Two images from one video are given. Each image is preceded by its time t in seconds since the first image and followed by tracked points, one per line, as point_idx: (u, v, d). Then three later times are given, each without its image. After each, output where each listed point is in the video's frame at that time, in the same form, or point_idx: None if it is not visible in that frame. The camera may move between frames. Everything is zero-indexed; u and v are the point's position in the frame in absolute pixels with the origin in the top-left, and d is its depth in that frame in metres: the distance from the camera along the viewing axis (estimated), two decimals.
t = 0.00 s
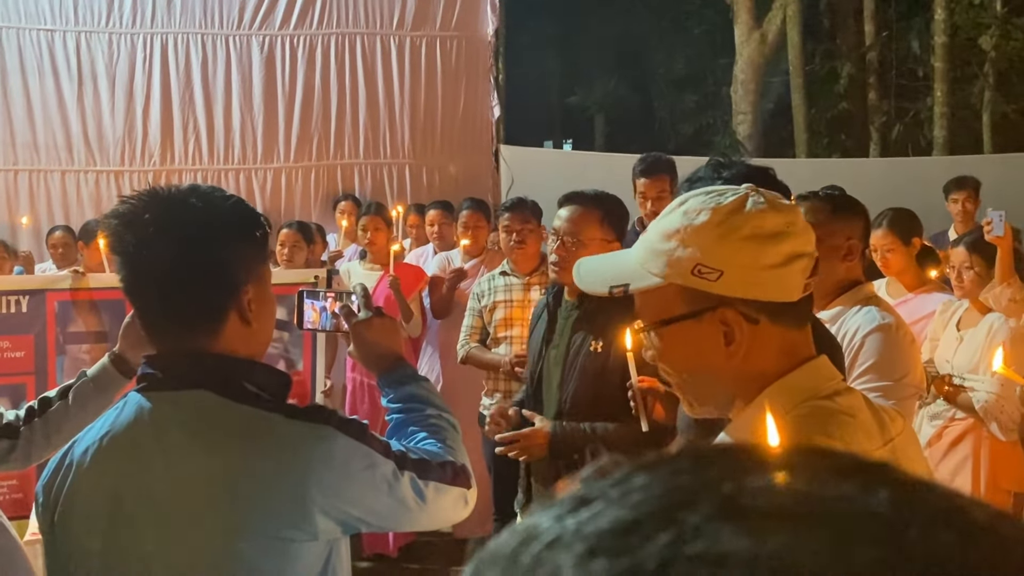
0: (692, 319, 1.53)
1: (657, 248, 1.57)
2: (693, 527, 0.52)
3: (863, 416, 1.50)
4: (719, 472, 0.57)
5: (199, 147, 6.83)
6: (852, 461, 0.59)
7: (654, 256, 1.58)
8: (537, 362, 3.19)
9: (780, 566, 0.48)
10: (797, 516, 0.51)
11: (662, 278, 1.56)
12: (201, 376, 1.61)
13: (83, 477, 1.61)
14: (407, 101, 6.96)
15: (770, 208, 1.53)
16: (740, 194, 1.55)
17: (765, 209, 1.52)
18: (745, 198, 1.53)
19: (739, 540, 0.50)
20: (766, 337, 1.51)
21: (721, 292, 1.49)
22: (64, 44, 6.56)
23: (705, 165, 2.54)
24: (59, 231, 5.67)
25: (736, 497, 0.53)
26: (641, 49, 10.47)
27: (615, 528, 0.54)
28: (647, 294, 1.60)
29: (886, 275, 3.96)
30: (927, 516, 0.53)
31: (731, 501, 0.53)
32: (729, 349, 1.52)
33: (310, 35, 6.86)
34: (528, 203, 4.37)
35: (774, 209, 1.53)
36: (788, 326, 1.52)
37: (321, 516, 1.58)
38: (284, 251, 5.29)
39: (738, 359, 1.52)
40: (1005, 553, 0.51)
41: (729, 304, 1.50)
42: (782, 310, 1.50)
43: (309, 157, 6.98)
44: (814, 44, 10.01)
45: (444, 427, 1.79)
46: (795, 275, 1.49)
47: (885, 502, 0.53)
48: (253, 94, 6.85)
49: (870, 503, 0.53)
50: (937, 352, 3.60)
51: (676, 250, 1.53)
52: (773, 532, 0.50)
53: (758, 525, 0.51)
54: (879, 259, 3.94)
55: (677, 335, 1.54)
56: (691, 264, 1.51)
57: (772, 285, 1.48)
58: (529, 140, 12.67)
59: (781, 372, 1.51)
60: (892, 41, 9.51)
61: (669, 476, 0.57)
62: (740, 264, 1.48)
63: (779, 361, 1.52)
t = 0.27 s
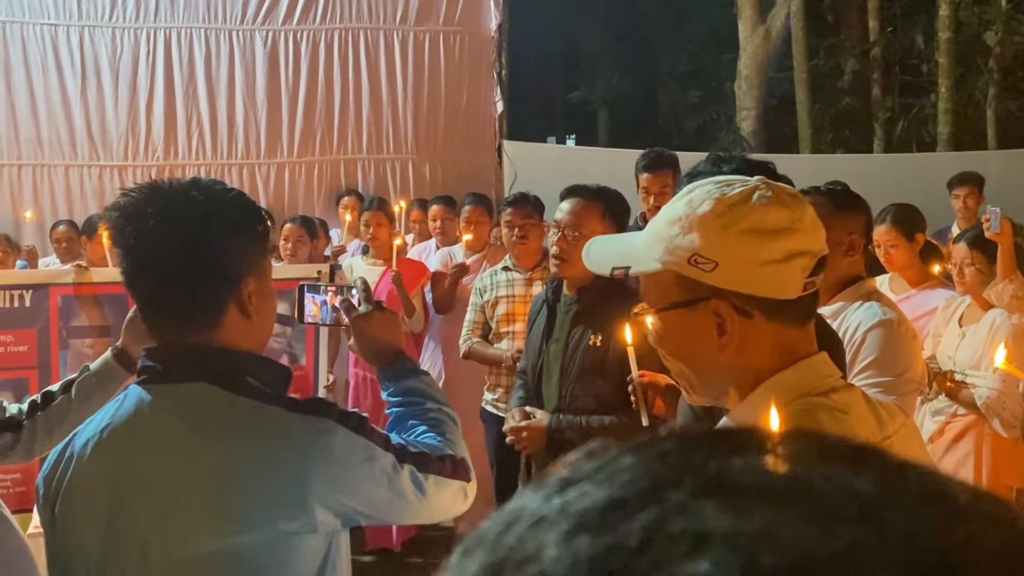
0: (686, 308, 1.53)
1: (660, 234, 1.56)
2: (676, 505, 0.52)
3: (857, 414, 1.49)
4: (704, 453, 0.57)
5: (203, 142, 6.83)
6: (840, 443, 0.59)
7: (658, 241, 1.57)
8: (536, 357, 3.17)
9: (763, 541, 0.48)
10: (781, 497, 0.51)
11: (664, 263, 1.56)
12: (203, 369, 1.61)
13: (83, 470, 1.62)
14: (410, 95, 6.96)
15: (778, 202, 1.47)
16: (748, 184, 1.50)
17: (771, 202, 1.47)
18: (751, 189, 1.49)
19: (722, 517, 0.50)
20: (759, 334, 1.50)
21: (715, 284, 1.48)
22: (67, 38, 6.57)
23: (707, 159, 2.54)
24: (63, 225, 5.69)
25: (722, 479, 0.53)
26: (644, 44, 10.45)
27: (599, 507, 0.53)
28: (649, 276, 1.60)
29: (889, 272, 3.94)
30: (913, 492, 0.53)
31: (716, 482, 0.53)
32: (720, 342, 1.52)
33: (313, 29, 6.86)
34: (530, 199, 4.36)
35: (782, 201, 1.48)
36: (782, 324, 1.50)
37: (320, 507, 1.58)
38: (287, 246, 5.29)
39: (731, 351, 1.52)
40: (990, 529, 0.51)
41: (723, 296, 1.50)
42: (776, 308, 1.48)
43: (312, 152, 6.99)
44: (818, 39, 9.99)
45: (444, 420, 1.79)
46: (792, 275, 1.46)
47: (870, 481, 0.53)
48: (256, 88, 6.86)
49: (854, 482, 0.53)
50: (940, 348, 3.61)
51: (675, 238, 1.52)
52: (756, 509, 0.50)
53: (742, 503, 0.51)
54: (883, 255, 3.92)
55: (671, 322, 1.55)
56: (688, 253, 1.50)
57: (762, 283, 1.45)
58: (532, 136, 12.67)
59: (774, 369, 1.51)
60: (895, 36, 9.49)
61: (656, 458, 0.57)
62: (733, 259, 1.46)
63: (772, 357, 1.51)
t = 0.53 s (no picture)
0: (679, 293, 1.52)
1: (662, 216, 1.55)
2: (642, 475, 0.49)
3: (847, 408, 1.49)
4: (674, 424, 0.54)
5: (207, 135, 6.83)
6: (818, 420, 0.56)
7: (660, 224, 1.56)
8: (537, 351, 3.18)
9: (733, 509, 0.46)
10: (753, 468, 0.49)
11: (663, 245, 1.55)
12: (202, 360, 1.62)
13: (83, 460, 1.62)
14: (414, 90, 6.96)
15: (783, 197, 1.46)
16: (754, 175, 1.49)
17: (775, 197, 1.46)
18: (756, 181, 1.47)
19: (691, 488, 0.47)
20: (752, 325, 1.50)
21: (710, 272, 1.48)
22: (72, 32, 6.58)
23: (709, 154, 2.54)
24: (67, 219, 5.70)
25: (693, 449, 0.51)
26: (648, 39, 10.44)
27: (564, 479, 0.51)
28: (646, 258, 1.60)
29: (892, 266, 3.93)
30: (893, 467, 0.50)
31: (687, 452, 0.50)
32: (711, 331, 1.51)
33: (317, 24, 6.86)
34: (532, 193, 4.33)
35: (787, 197, 1.47)
36: (776, 317, 1.50)
37: (318, 499, 1.58)
38: (291, 240, 5.30)
39: (722, 340, 1.51)
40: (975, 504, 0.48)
41: (718, 285, 1.49)
42: (770, 301, 1.48)
43: (315, 146, 6.99)
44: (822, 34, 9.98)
45: (443, 412, 1.80)
46: (787, 272, 1.45)
47: (847, 455, 0.50)
48: (260, 82, 6.86)
49: (831, 455, 0.50)
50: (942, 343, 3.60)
51: (675, 222, 1.51)
52: (725, 480, 0.48)
53: (712, 474, 0.48)
54: (885, 250, 3.89)
55: (666, 305, 1.55)
56: (685, 240, 1.49)
57: (756, 277, 1.45)
58: (537, 132, 12.67)
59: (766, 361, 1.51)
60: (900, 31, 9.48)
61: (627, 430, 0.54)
62: (729, 251, 1.45)
63: (764, 349, 1.51)
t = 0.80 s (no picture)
0: (681, 274, 1.52)
1: (671, 197, 1.55)
2: (620, 430, 0.51)
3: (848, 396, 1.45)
4: (658, 382, 0.56)
5: (209, 128, 6.84)
6: (803, 378, 0.58)
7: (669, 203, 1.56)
8: (542, 341, 3.16)
9: (712, 463, 0.47)
10: (735, 424, 0.50)
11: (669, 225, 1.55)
12: (201, 346, 1.62)
13: (82, 448, 1.62)
14: (417, 83, 6.94)
15: (792, 183, 1.45)
16: (768, 160, 1.48)
17: (781, 181, 1.45)
18: (768, 167, 1.46)
19: (672, 443, 0.49)
20: (752, 310, 1.48)
21: (712, 252, 1.47)
22: (74, 24, 6.60)
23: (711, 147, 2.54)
24: (71, 211, 5.72)
25: (676, 406, 0.52)
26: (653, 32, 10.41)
27: (543, 435, 0.53)
28: (652, 239, 1.60)
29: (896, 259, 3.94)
30: (872, 423, 0.52)
31: (668, 409, 0.52)
32: (710, 312, 1.51)
33: (320, 16, 6.84)
34: (536, 184, 4.36)
35: (795, 182, 1.45)
36: (778, 303, 1.48)
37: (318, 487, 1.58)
38: (294, 233, 5.30)
39: (721, 323, 1.50)
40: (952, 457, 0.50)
41: (719, 266, 1.48)
42: (770, 286, 1.46)
43: (317, 139, 6.98)
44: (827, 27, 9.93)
45: (443, 401, 1.80)
46: (789, 258, 1.44)
47: (829, 412, 0.52)
48: (263, 74, 6.86)
49: (814, 411, 0.52)
50: (945, 335, 3.60)
51: (683, 202, 1.51)
52: (707, 435, 0.49)
53: (693, 431, 0.50)
54: (889, 243, 3.91)
55: (668, 285, 1.55)
56: (690, 222, 1.49)
57: (756, 260, 1.43)
58: (541, 126, 12.65)
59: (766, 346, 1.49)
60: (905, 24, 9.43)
61: (611, 389, 0.56)
62: (730, 233, 1.44)
63: (764, 335, 1.49)
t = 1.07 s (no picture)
0: (684, 260, 1.53)
1: (678, 182, 1.53)
2: (597, 401, 0.52)
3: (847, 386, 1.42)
4: (639, 354, 0.57)
5: (211, 121, 6.83)
6: (786, 350, 0.58)
7: (676, 188, 1.54)
8: (546, 333, 3.15)
9: (688, 433, 0.48)
10: (714, 396, 0.51)
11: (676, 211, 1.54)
12: (199, 337, 1.62)
13: (82, 439, 1.61)
14: (419, 77, 6.93)
15: (798, 172, 1.42)
16: (777, 150, 1.44)
17: (788, 169, 1.42)
18: (774, 156, 1.43)
19: (650, 415, 0.50)
20: (751, 298, 1.47)
21: (715, 239, 1.46)
22: (76, 17, 6.58)
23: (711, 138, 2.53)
24: (72, 205, 5.71)
25: (654, 377, 0.53)
26: (656, 25, 10.38)
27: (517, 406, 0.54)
28: (657, 224, 1.60)
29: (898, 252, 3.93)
30: (853, 393, 0.52)
31: (647, 379, 0.53)
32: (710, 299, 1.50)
33: (322, 9, 6.83)
34: (537, 177, 4.37)
35: (801, 171, 1.42)
36: (778, 290, 1.46)
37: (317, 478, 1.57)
38: (295, 226, 5.29)
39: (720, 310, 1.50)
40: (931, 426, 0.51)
41: (722, 253, 1.47)
42: (771, 275, 1.45)
43: (319, 132, 6.98)
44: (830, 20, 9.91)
45: (442, 392, 1.79)
46: (791, 248, 1.42)
47: (809, 383, 0.53)
48: (265, 67, 6.85)
49: (794, 382, 0.53)
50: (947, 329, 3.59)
51: (688, 187, 1.49)
52: (685, 405, 0.50)
53: (670, 403, 0.51)
54: (892, 236, 3.90)
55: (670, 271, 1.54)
56: (693, 207, 1.48)
57: (757, 249, 1.42)
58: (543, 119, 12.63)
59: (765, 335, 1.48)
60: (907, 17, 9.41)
61: (591, 361, 0.57)
62: (732, 220, 1.43)
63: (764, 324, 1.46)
